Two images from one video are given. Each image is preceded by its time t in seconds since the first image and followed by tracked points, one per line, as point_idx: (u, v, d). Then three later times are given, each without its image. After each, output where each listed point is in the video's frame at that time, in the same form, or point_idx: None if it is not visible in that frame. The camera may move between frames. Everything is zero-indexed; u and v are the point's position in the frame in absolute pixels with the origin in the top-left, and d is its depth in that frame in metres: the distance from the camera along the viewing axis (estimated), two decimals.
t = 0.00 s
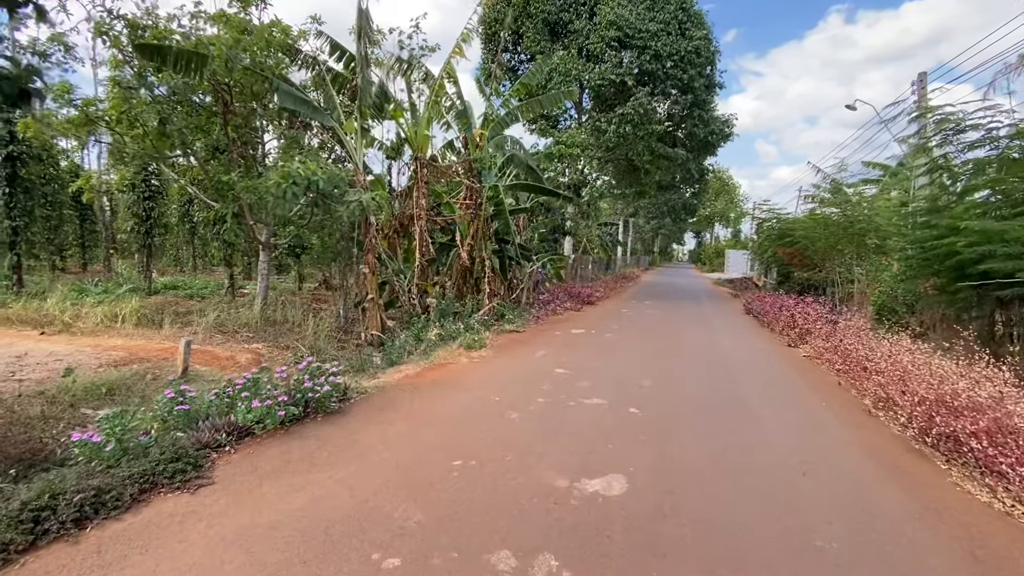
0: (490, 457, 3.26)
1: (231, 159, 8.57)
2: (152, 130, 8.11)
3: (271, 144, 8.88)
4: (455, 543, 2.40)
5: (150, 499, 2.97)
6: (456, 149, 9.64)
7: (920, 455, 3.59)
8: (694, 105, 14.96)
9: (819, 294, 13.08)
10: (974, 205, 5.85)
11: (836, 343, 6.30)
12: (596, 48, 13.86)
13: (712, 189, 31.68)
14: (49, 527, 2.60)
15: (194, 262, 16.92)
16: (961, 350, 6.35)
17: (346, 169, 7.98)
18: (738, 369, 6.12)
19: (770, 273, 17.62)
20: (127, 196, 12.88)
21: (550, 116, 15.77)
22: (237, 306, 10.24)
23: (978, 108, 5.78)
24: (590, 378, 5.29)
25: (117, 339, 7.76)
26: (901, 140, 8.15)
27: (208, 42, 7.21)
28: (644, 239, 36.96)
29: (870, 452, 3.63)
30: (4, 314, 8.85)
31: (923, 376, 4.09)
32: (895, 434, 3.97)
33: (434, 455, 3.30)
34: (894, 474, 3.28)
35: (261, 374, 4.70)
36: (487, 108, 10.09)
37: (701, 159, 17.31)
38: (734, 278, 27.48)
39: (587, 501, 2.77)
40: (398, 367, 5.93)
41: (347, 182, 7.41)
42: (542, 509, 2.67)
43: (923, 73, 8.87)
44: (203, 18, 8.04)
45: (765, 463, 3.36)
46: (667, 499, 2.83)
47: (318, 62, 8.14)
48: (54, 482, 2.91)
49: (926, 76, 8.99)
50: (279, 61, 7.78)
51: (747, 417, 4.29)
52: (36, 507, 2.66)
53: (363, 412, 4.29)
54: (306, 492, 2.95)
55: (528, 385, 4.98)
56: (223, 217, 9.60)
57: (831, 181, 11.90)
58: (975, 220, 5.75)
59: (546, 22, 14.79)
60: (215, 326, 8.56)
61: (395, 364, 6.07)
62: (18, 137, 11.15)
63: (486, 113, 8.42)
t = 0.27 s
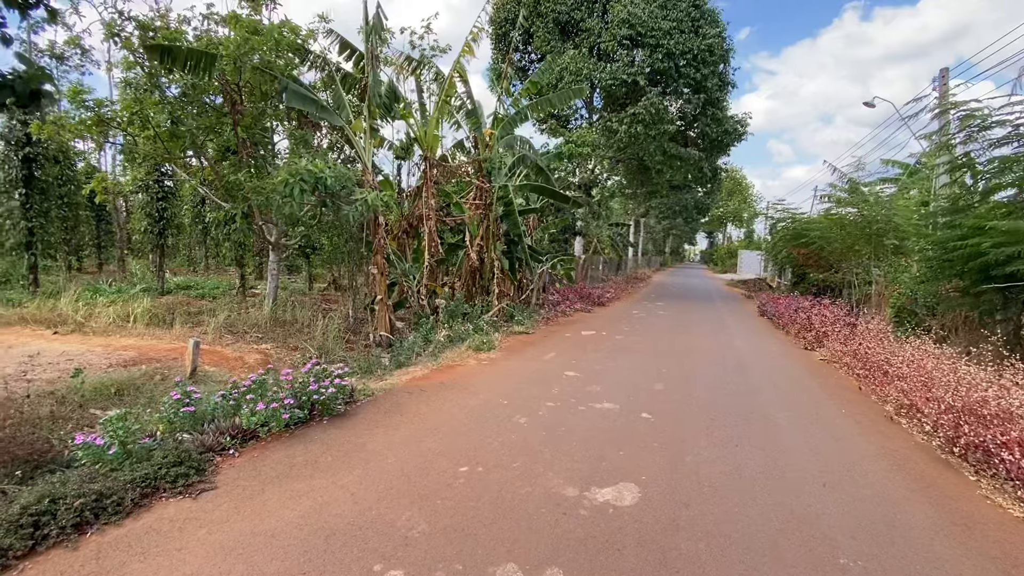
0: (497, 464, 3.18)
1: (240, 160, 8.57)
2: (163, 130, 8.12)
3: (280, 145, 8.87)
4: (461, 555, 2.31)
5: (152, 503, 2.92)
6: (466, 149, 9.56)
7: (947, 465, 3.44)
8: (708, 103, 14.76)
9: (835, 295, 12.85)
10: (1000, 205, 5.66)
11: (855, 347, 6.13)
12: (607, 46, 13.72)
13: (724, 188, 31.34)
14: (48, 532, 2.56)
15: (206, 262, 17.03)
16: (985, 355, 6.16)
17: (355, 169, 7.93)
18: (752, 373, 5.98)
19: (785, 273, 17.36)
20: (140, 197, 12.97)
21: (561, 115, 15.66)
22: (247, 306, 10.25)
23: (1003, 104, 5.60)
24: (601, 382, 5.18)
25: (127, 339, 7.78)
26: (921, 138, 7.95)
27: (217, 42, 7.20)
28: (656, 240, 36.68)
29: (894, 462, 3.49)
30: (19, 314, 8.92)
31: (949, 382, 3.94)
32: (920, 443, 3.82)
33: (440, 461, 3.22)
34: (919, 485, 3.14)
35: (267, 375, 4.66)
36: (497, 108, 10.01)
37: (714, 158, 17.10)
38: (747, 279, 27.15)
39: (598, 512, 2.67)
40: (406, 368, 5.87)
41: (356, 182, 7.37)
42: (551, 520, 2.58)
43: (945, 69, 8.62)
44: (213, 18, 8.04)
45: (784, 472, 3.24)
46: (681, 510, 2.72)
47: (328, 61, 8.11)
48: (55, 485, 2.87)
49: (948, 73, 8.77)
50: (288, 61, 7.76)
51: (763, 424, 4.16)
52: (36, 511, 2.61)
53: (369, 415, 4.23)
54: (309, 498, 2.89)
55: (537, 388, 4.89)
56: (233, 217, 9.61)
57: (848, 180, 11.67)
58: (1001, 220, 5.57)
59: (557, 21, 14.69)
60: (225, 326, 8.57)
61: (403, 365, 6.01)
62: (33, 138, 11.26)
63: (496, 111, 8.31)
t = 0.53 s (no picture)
0: (504, 470, 3.10)
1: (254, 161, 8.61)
2: (178, 133, 8.19)
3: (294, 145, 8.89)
4: (464, 566, 2.23)
5: (156, 505, 2.89)
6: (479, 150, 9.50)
7: (979, 478, 3.27)
8: (726, 102, 14.52)
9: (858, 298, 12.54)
10: None
11: (879, 352, 5.93)
12: (623, 45, 13.57)
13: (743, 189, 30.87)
14: (51, 534, 2.53)
15: (224, 263, 17.21)
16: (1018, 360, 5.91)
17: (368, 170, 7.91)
18: (771, 378, 5.81)
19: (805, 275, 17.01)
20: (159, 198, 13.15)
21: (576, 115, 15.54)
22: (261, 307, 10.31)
23: None
24: (613, 386, 5.07)
25: (143, 338, 7.85)
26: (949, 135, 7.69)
27: (231, 44, 7.23)
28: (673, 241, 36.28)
29: (921, 474, 3.33)
30: (40, 313, 9.06)
31: (980, 391, 3.76)
32: (949, 454, 3.64)
33: (446, 467, 3.15)
34: (949, 499, 2.99)
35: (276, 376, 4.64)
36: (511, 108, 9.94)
37: (732, 158, 16.82)
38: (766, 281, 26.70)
39: (607, 523, 2.58)
40: (416, 370, 5.81)
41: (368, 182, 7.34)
42: (558, 531, 2.49)
43: (974, 64, 8.33)
44: (228, 20, 8.09)
45: (804, 484, 3.11)
46: (696, 523, 2.61)
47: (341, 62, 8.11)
48: (59, 486, 2.85)
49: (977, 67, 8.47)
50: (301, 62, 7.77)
51: (782, 432, 4.02)
52: (39, 513, 2.59)
53: (377, 418, 4.18)
54: (312, 503, 2.83)
55: (548, 392, 4.80)
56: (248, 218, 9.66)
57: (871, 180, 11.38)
58: None
59: (572, 20, 14.57)
60: (239, 326, 8.61)
61: (413, 366, 5.96)
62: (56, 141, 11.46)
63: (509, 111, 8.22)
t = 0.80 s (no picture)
0: (514, 478, 3.02)
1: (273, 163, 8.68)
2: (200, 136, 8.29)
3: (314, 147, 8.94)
4: None
5: (164, 507, 2.87)
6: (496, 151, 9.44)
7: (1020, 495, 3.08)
8: (750, 100, 14.22)
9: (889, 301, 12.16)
10: None
11: (911, 359, 5.68)
12: (644, 43, 13.38)
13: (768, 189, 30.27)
14: (57, 535, 2.52)
15: (247, 264, 17.45)
16: None
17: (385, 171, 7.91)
18: (796, 385, 5.61)
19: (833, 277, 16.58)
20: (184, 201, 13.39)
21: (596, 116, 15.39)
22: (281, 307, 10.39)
23: None
24: (630, 391, 4.94)
25: (164, 338, 7.96)
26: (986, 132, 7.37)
27: (250, 47, 7.28)
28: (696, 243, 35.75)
29: (957, 490, 3.15)
30: (68, 313, 9.25)
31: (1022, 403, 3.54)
32: (988, 469, 3.44)
33: (454, 474, 3.08)
34: (986, 518, 2.81)
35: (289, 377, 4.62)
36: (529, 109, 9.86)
37: (757, 157, 16.48)
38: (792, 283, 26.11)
39: (619, 537, 2.47)
40: (430, 372, 5.76)
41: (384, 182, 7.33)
42: (567, 544, 2.39)
43: (1012, 57, 7.99)
44: (248, 24, 8.16)
45: (829, 499, 2.95)
46: (713, 539, 2.48)
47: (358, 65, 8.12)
48: (68, 487, 2.85)
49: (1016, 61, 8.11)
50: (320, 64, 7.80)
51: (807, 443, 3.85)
52: (47, 514, 2.59)
53: (388, 421, 4.13)
54: (317, 509, 2.78)
55: (562, 397, 4.69)
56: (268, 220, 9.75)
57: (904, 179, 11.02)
58: None
59: (592, 19, 14.43)
60: (259, 326, 8.68)
61: (428, 369, 5.92)
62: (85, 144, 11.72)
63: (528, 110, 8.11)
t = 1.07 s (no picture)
0: (532, 486, 2.94)
1: (300, 165, 8.77)
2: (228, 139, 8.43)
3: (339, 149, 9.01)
4: None
5: (182, 506, 2.89)
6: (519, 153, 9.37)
7: None
8: (782, 97, 13.86)
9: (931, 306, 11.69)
10: None
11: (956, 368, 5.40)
12: (671, 42, 13.16)
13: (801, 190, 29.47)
14: (78, 532, 2.55)
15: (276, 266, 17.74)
16: None
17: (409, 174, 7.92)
18: (830, 393, 5.39)
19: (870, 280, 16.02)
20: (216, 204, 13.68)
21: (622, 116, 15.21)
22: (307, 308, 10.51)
23: None
24: (655, 398, 4.81)
25: (193, 338, 8.10)
26: None
27: (277, 51, 7.37)
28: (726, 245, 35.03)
29: (1007, 510, 2.95)
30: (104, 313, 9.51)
31: None
32: None
33: (471, 480, 3.01)
34: None
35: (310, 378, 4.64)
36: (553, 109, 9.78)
37: (789, 156, 16.05)
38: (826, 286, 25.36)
39: (639, 551, 2.37)
40: (450, 375, 5.72)
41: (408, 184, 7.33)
42: (585, 557, 2.30)
43: None
44: (275, 29, 8.28)
45: (866, 516, 2.80)
46: (739, 557, 2.36)
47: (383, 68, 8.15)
48: (91, 484, 2.88)
49: None
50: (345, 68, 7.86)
51: (842, 455, 3.67)
52: (69, 511, 2.61)
53: (408, 424, 4.09)
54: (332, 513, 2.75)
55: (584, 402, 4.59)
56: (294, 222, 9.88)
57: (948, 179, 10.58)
58: None
59: (618, 19, 14.26)
60: (285, 327, 8.79)
61: (449, 371, 5.88)
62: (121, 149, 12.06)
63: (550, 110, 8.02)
